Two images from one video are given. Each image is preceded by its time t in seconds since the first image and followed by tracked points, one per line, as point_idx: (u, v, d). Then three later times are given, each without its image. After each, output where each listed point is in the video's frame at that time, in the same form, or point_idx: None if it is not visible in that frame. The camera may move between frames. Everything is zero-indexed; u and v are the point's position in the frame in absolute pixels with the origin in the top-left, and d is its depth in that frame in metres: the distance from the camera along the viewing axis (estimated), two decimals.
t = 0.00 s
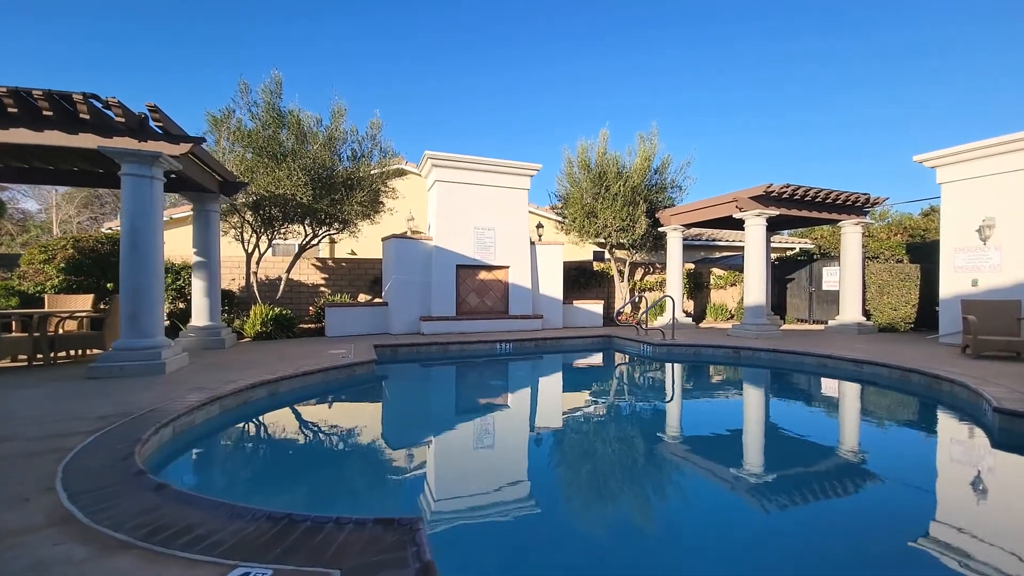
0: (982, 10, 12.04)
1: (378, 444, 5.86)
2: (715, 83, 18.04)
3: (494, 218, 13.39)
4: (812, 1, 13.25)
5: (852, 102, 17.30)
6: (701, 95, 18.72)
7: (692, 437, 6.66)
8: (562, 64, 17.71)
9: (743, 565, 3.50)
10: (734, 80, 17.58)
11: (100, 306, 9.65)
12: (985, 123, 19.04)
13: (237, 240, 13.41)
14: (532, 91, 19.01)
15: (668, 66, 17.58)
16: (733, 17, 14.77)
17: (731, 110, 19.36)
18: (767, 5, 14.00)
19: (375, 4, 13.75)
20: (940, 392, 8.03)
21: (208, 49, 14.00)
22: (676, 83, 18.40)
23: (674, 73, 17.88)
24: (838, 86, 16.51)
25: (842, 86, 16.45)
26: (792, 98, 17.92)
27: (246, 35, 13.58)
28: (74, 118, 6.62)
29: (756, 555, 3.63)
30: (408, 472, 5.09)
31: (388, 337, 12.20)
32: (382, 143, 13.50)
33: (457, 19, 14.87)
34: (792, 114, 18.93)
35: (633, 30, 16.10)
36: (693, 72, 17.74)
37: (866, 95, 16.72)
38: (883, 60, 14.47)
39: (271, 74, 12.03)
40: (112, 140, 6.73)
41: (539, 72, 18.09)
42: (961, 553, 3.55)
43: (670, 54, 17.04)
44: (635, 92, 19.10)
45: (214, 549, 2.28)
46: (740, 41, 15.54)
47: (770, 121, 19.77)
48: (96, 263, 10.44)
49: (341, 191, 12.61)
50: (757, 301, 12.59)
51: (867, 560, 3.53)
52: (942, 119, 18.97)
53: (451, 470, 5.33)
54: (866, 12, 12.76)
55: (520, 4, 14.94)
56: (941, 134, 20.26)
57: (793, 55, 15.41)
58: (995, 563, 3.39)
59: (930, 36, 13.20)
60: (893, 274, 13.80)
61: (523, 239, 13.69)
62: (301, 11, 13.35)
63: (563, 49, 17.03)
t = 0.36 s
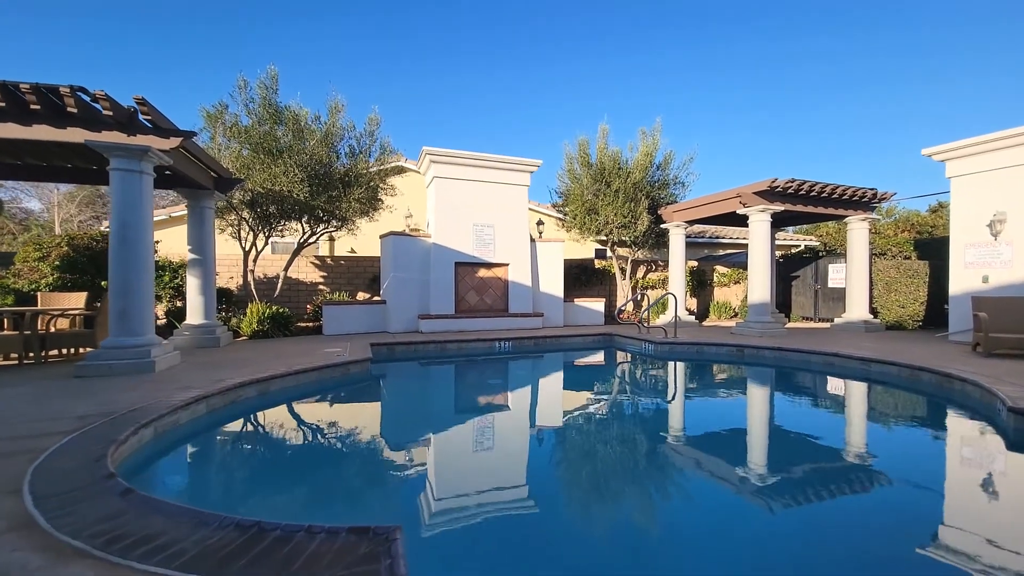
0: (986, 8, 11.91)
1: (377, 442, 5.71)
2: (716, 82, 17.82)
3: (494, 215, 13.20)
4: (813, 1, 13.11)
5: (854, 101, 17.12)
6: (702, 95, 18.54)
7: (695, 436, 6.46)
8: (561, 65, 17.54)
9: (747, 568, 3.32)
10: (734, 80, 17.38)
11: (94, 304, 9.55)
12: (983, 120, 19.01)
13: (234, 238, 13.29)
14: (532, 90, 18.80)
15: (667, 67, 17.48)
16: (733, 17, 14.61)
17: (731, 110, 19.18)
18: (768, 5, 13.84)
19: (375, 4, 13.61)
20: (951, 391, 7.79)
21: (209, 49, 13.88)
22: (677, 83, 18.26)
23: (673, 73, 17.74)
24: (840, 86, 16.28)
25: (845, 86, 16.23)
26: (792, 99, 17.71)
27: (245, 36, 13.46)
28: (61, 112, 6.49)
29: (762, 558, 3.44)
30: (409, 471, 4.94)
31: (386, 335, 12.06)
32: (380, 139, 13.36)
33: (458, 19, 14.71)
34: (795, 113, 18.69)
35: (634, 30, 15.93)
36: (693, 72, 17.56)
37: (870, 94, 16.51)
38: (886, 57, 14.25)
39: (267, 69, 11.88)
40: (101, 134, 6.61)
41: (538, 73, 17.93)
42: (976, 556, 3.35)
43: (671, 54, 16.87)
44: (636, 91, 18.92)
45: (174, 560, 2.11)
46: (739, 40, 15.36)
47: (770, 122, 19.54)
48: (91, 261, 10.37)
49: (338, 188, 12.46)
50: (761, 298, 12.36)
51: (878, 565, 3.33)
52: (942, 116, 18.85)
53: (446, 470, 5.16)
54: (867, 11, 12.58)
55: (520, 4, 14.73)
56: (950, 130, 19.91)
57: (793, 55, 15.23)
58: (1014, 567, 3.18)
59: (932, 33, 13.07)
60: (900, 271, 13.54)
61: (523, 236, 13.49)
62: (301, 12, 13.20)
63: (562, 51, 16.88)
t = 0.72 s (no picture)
0: (986, 7, 11.85)
1: (379, 441, 5.56)
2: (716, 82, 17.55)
3: (499, 211, 13.02)
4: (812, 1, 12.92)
5: (855, 101, 16.88)
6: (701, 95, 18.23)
7: (706, 437, 6.23)
8: (559, 67, 17.34)
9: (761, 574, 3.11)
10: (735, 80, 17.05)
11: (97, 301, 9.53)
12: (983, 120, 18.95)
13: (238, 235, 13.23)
14: (534, 89, 18.57)
15: (666, 69, 17.30)
16: (733, 16, 14.36)
17: (731, 110, 18.92)
18: (768, 4, 13.59)
19: (374, 4, 13.50)
20: (973, 391, 7.49)
21: (212, 49, 13.86)
22: (674, 84, 18.09)
23: (675, 73, 17.47)
24: (843, 85, 15.99)
25: (848, 86, 15.99)
26: (793, 98, 17.41)
27: (246, 36, 13.41)
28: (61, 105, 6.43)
29: (776, 563, 3.23)
30: (414, 470, 4.77)
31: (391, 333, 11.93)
32: (384, 136, 13.25)
33: (457, 19, 14.56)
34: (803, 112, 18.33)
35: (633, 30, 15.69)
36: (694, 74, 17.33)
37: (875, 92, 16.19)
38: (887, 57, 14.09)
39: (270, 65, 11.80)
40: (100, 128, 6.53)
41: (538, 74, 17.75)
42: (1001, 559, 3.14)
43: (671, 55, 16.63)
44: (637, 91, 18.60)
45: (146, 566, 1.96)
46: (739, 39, 15.06)
47: (770, 121, 19.24)
48: (95, 258, 10.37)
49: (342, 184, 12.36)
50: (773, 296, 12.05)
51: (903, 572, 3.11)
52: (943, 116, 18.75)
53: (449, 469, 4.99)
54: (868, 11, 12.40)
55: (520, 4, 14.54)
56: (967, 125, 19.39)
57: (793, 55, 15.00)
58: None
59: (932, 33, 12.97)
60: (916, 268, 13.12)
61: (528, 233, 13.29)
62: (301, 11, 13.11)
63: (560, 52, 16.72)
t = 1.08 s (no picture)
0: (985, 9, 11.97)
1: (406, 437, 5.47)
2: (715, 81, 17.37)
3: (526, 208, 12.82)
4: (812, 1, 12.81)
5: (853, 101, 16.61)
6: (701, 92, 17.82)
7: (743, 442, 5.86)
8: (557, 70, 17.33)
9: None
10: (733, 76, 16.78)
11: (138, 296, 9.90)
12: (980, 120, 18.88)
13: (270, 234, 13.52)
14: (553, 85, 18.30)
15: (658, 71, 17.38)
16: (733, 17, 14.23)
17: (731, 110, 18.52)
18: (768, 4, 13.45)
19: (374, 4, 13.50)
20: None
21: (244, 52, 14.25)
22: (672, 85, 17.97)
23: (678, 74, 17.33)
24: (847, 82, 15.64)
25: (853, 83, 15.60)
26: (793, 98, 17.14)
27: (246, 34, 13.56)
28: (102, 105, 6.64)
29: None
30: (443, 469, 4.64)
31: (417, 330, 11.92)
32: (411, 134, 13.28)
33: (457, 19, 14.48)
34: (818, 110, 17.65)
35: (633, 30, 15.54)
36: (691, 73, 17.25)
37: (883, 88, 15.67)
38: (887, 58, 14.05)
39: (301, 65, 11.98)
40: (138, 127, 6.71)
41: (537, 77, 17.72)
42: None
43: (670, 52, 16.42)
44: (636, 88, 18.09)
45: (163, 565, 1.87)
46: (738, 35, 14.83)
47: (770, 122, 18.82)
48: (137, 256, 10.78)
49: (370, 182, 12.44)
50: (816, 294, 11.36)
51: None
52: (943, 116, 18.45)
53: (474, 467, 4.83)
54: (868, 11, 12.33)
55: (520, 4, 14.30)
56: None
57: (793, 55, 14.90)
58: None
59: (932, 33, 12.92)
60: (976, 265, 12.19)
61: (554, 229, 13.02)
62: (301, 11, 13.13)
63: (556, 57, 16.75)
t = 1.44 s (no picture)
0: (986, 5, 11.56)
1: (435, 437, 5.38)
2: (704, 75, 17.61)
3: (556, 206, 12.56)
4: None
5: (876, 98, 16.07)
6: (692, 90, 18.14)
7: (785, 449, 5.49)
8: (554, 74, 17.68)
9: None
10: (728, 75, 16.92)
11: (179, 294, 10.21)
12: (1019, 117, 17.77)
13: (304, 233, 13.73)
14: (579, 78, 18.04)
15: (651, 72, 17.67)
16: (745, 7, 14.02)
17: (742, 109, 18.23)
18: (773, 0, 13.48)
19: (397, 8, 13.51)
20: None
21: (278, 55, 14.60)
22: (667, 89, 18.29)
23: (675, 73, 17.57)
24: (850, 77, 15.46)
25: (858, 79, 15.40)
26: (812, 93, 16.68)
27: (278, 39, 13.88)
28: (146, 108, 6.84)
29: None
30: (468, 467, 4.61)
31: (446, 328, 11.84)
32: (440, 132, 13.22)
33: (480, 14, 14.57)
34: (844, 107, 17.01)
35: (644, 27, 15.57)
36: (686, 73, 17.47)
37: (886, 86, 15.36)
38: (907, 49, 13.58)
39: (335, 65, 12.08)
40: (179, 127, 6.87)
41: (534, 80, 18.04)
42: None
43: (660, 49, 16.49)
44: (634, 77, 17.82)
45: None
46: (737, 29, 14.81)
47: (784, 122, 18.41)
48: (178, 254, 11.15)
49: (400, 181, 12.45)
50: (869, 294, 10.64)
51: None
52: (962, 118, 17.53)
53: (501, 469, 4.68)
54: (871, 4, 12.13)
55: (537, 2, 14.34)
56: None
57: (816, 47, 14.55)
58: None
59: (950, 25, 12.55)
60: None
61: (585, 227, 12.72)
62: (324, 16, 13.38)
63: (546, 63, 17.20)
